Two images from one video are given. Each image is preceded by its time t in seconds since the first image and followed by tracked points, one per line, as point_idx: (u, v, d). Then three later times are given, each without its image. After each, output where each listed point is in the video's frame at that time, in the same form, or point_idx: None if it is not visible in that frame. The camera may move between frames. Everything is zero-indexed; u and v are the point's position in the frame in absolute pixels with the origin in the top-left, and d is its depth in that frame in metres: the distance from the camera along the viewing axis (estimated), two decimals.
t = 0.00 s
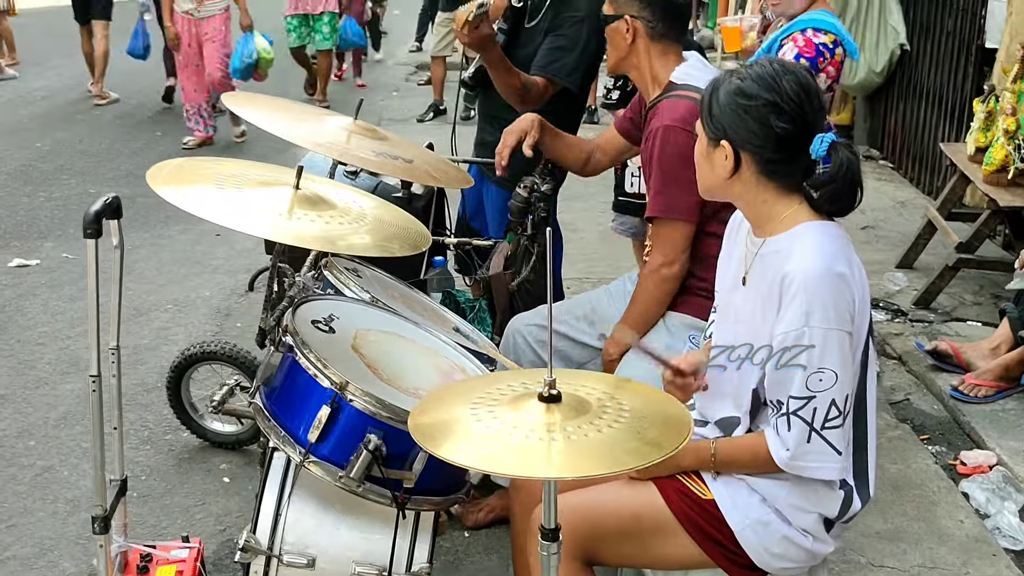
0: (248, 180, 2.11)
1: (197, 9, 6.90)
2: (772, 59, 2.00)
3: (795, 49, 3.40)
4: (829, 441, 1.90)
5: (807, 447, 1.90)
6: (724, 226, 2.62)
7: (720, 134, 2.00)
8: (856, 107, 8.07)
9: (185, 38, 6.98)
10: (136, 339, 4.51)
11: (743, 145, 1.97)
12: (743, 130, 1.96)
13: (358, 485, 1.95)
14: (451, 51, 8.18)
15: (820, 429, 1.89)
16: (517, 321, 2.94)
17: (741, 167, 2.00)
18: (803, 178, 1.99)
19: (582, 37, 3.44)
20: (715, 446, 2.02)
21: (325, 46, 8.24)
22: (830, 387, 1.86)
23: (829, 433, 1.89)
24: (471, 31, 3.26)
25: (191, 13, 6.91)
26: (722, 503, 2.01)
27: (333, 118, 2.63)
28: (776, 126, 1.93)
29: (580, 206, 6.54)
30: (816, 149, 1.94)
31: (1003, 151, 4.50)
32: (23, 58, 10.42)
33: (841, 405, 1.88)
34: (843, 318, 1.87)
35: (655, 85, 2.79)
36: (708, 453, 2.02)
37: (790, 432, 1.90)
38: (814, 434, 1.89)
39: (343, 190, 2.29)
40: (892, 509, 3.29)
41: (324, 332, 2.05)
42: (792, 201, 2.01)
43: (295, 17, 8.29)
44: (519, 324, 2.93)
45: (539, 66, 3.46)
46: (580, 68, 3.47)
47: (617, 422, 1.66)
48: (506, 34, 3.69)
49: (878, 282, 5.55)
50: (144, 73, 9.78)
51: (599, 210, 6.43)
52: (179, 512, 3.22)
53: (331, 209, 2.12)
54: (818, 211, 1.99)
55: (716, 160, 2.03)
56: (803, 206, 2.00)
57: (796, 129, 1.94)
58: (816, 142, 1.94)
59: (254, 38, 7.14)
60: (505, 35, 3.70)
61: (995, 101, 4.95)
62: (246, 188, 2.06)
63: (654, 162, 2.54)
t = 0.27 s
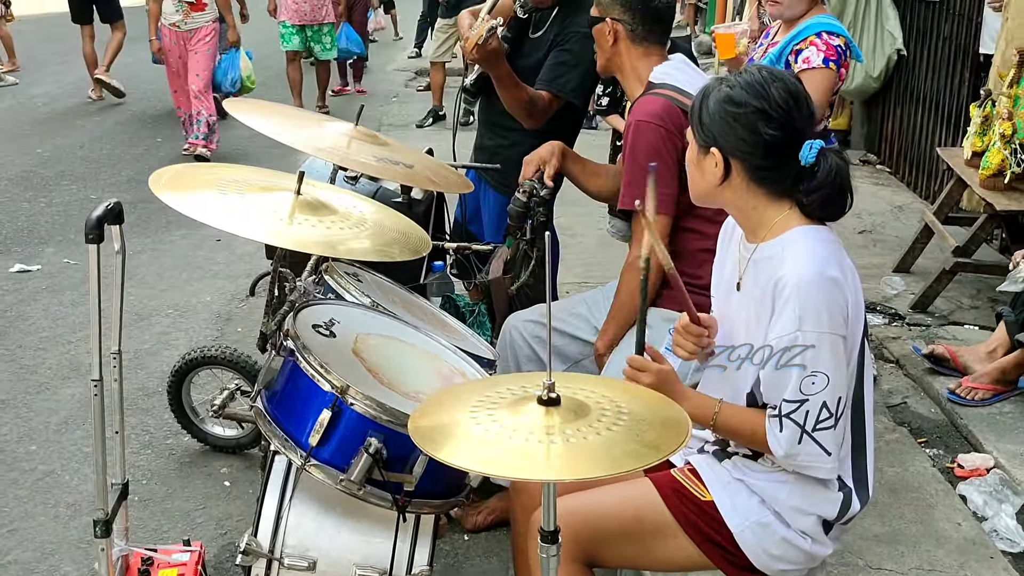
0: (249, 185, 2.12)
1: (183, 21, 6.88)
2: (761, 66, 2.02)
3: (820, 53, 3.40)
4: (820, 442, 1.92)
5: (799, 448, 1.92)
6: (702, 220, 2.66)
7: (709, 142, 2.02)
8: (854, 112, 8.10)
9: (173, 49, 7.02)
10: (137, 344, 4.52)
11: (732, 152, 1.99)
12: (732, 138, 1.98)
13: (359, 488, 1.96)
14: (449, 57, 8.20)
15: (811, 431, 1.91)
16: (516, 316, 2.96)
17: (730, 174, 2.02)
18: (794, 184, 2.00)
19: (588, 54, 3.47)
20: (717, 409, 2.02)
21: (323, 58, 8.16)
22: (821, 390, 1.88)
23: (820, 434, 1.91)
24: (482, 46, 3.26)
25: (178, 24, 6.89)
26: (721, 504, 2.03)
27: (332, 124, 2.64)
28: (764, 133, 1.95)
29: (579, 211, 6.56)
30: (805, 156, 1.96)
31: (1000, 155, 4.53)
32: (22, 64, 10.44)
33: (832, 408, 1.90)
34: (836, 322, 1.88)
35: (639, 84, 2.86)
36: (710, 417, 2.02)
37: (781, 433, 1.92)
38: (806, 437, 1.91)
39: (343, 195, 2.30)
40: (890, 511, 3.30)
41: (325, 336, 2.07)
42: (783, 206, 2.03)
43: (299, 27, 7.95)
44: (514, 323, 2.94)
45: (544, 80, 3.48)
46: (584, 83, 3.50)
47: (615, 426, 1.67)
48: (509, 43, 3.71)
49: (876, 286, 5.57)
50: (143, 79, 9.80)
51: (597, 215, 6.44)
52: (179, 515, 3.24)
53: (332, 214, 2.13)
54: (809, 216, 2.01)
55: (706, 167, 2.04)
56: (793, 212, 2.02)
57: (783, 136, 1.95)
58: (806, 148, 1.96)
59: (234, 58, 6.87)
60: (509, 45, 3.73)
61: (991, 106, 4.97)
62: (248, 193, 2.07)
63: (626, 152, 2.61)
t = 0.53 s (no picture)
0: (249, 190, 2.12)
1: (176, 29, 6.69)
2: (760, 70, 2.02)
3: (829, 50, 3.43)
4: (820, 446, 1.92)
5: (799, 454, 1.92)
6: (696, 220, 2.67)
7: (708, 145, 2.02)
8: (852, 116, 8.11)
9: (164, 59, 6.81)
10: (137, 350, 4.53)
11: (731, 155, 2.00)
12: (731, 141, 1.99)
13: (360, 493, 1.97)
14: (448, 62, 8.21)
15: (810, 436, 1.91)
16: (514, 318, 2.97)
17: (729, 177, 2.03)
18: (793, 188, 2.01)
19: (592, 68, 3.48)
20: (712, 433, 2.01)
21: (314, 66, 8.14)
22: (818, 394, 1.88)
23: (820, 438, 1.91)
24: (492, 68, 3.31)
25: (171, 33, 6.72)
26: (721, 509, 2.03)
27: (332, 129, 2.64)
28: (763, 137, 1.96)
29: (578, 216, 6.57)
30: (802, 160, 1.97)
31: (999, 159, 4.54)
32: (21, 70, 10.45)
33: (831, 411, 1.90)
34: (833, 325, 1.88)
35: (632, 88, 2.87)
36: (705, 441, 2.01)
37: (781, 440, 1.92)
38: (806, 441, 1.91)
39: (343, 200, 2.31)
40: (889, 516, 3.30)
41: (326, 341, 2.07)
42: (781, 209, 2.03)
43: (291, 36, 7.90)
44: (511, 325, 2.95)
45: (550, 94, 3.49)
46: (588, 97, 3.52)
47: (615, 429, 1.67)
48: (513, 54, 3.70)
49: (875, 290, 5.58)
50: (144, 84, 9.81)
51: (596, 220, 6.45)
52: (179, 521, 3.23)
53: (332, 219, 2.13)
54: (807, 219, 2.01)
55: (705, 171, 2.05)
56: (791, 214, 2.03)
57: (781, 140, 1.96)
58: (803, 151, 1.97)
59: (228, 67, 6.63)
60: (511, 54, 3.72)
61: (990, 110, 4.97)
62: (249, 198, 2.08)
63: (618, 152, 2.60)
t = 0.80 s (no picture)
0: (250, 193, 2.12)
1: (168, 37, 6.17)
2: (755, 74, 2.03)
3: (828, 50, 3.43)
4: (838, 447, 1.91)
5: (817, 456, 1.91)
6: (697, 222, 2.67)
7: (705, 149, 2.03)
8: (849, 119, 8.12)
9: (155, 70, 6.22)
10: (136, 354, 4.52)
11: (727, 159, 2.00)
12: (726, 145, 1.99)
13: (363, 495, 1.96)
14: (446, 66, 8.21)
15: (826, 437, 1.90)
16: (514, 321, 2.97)
17: (726, 181, 2.03)
18: (790, 190, 2.01)
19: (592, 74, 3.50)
20: (731, 444, 2.01)
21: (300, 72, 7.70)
22: (831, 395, 1.88)
23: (837, 438, 1.90)
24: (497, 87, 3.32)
25: (162, 41, 6.18)
26: (723, 512, 2.03)
27: (331, 132, 2.64)
28: (758, 140, 1.96)
29: (577, 219, 6.57)
30: (799, 161, 1.97)
31: (997, 161, 4.54)
32: (19, 75, 10.45)
33: (846, 411, 1.90)
34: (838, 327, 1.88)
35: (626, 93, 2.86)
36: (723, 451, 2.01)
37: (799, 443, 1.92)
38: (822, 442, 1.90)
39: (344, 202, 2.30)
40: (890, 518, 3.30)
41: (327, 344, 2.07)
42: (780, 212, 2.03)
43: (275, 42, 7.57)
44: (512, 330, 2.95)
45: (548, 99, 3.51)
46: (587, 101, 3.54)
47: (617, 432, 1.67)
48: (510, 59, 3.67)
49: (874, 293, 5.58)
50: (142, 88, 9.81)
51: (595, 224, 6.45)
52: (179, 525, 3.23)
53: (333, 221, 2.13)
54: (807, 221, 2.01)
55: (702, 175, 2.06)
56: (790, 217, 2.03)
57: (777, 142, 1.96)
58: (801, 152, 1.96)
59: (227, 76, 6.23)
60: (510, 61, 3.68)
61: (988, 113, 4.97)
62: (249, 201, 2.07)
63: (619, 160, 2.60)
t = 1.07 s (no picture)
0: (251, 197, 2.11)
1: (156, 47, 5.99)
2: (756, 76, 2.03)
3: (828, 55, 3.41)
4: (841, 450, 1.91)
5: (820, 459, 1.91)
6: (701, 225, 2.65)
7: (706, 152, 2.03)
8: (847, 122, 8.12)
9: (143, 80, 6.02)
10: (134, 358, 4.51)
11: (728, 162, 2.00)
12: (727, 147, 1.99)
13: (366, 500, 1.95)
14: (444, 70, 8.21)
15: (830, 440, 1.90)
16: (514, 323, 2.97)
17: (728, 185, 2.03)
18: (792, 192, 2.01)
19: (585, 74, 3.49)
20: (734, 455, 2.01)
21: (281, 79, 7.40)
22: (835, 397, 1.88)
23: (840, 441, 1.90)
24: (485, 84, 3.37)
25: (149, 51, 5.99)
26: (726, 516, 2.02)
27: (332, 135, 2.63)
28: (759, 142, 1.96)
29: (576, 223, 6.57)
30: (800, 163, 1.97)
31: (995, 164, 4.53)
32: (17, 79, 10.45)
33: (849, 413, 1.90)
34: (841, 329, 1.88)
35: (628, 98, 2.87)
36: (728, 463, 2.02)
37: (802, 446, 1.91)
38: (826, 445, 1.90)
39: (345, 205, 2.30)
40: (890, 521, 3.30)
41: (328, 347, 2.06)
42: (782, 215, 2.03)
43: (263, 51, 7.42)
44: (511, 334, 2.95)
45: (541, 101, 3.50)
46: (581, 102, 3.51)
47: (619, 435, 1.66)
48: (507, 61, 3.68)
49: (873, 296, 5.58)
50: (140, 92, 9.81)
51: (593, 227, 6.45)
52: (179, 529, 3.22)
53: (334, 224, 2.13)
54: (808, 223, 2.01)
55: (704, 178, 2.05)
56: (792, 219, 2.03)
57: (778, 144, 1.96)
58: (802, 154, 1.97)
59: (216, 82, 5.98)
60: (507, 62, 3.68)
61: (987, 116, 4.97)
62: (250, 204, 2.07)
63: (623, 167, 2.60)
